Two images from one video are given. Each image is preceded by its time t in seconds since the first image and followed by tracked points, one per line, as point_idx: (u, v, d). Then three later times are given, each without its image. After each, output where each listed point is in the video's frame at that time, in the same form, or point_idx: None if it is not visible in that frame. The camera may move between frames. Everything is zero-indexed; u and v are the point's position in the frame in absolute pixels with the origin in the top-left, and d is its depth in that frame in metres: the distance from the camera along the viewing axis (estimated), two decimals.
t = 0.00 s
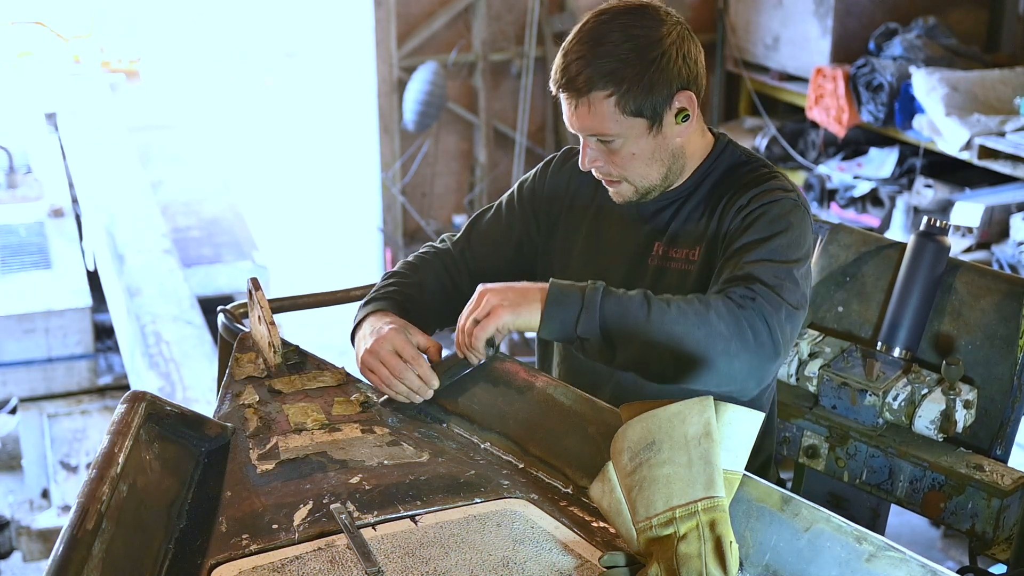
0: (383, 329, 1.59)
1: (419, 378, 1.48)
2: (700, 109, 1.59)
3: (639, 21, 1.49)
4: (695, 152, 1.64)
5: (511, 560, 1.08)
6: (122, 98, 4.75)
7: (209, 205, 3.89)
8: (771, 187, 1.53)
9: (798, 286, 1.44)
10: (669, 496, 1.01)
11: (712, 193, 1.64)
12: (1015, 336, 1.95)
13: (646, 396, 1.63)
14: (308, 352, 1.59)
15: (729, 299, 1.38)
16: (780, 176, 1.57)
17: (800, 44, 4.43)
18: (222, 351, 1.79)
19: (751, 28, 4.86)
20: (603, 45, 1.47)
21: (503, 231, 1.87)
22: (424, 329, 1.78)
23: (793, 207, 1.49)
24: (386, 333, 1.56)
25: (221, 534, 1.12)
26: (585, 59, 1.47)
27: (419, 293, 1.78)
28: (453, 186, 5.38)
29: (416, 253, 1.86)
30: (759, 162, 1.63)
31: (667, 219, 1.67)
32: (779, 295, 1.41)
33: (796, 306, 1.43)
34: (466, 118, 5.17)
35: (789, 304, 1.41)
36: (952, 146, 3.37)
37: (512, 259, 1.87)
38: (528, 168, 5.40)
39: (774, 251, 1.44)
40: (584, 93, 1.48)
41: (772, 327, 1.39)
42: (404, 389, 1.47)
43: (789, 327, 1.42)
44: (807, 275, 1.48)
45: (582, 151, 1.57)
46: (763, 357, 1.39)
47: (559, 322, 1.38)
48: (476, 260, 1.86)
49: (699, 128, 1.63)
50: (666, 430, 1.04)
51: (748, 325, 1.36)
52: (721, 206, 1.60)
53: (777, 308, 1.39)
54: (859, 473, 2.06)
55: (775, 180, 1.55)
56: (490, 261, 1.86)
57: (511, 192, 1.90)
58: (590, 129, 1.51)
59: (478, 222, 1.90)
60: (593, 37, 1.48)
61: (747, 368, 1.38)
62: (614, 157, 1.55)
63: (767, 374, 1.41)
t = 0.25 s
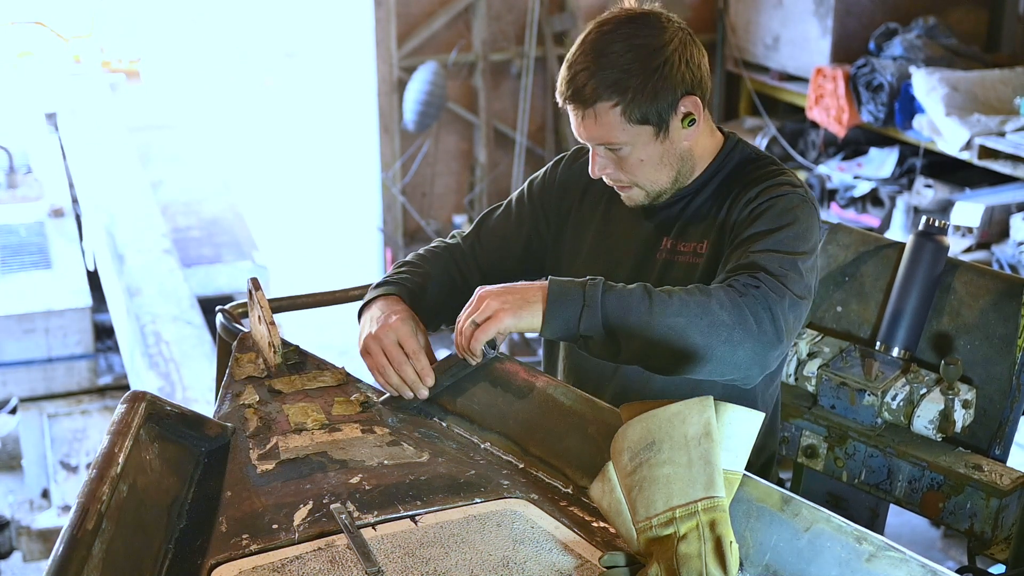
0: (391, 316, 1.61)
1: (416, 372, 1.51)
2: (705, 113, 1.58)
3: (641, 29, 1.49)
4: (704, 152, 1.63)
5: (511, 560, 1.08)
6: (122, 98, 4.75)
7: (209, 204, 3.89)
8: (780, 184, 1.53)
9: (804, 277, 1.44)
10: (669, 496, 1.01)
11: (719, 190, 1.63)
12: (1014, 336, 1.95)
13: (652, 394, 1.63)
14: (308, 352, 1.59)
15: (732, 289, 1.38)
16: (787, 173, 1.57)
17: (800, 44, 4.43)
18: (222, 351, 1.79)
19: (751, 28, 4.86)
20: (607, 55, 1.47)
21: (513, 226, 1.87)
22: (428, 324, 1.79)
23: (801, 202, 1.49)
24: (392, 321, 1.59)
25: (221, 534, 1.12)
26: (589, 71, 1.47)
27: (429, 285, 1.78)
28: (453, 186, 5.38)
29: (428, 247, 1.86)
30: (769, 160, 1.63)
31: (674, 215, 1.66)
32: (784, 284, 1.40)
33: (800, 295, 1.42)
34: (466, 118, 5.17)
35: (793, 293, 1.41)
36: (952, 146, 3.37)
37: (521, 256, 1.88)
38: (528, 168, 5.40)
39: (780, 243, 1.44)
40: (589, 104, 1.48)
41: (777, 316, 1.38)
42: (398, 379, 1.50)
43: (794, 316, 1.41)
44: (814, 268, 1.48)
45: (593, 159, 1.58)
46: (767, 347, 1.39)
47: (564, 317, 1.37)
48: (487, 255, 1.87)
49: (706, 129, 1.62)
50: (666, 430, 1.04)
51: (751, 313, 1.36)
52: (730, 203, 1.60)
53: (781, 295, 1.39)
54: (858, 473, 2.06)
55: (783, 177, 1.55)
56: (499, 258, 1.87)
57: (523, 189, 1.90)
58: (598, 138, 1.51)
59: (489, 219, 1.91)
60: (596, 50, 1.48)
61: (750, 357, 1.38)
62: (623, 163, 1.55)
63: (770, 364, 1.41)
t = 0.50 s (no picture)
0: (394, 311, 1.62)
1: (416, 365, 1.52)
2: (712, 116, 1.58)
3: (646, 36, 1.49)
4: (711, 154, 1.62)
5: (511, 560, 1.08)
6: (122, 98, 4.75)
7: (209, 204, 3.89)
8: (789, 184, 1.53)
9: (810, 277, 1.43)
10: (669, 496, 1.01)
11: (729, 190, 1.63)
12: (1014, 336, 1.95)
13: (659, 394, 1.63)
14: (308, 352, 1.59)
15: (735, 288, 1.38)
16: (796, 174, 1.57)
17: (800, 44, 4.43)
18: (221, 351, 1.79)
19: (751, 28, 4.86)
20: (612, 62, 1.48)
21: (524, 227, 1.87)
22: (433, 323, 1.78)
23: (808, 203, 1.49)
24: (395, 316, 1.60)
25: (221, 534, 1.12)
26: (595, 78, 1.48)
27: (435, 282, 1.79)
28: (453, 186, 5.38)
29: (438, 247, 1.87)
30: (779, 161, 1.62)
31: (683, 215, 1.66)
32: (789, 284, 1.40)
33: (804, 295, 1.42)
34: (466, 118, 5.17)
35: (796, 293, 1.40)
36: (952, 146, 3.37)
37: (532, 255, 1.88)
38: (528, 168, 5.40)
39: (786, 243, 1.44)
40: (596, 110, 1.48)
41: (780, 315, 1.38)
42: (398, 372, 1.51)
43: (798, 316, 1.41)
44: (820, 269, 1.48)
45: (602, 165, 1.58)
46: (769, 346, 1.38)
47: (565, 317, 1.38)
48: (497, 255, 1.87)
49: (713, 131, 1.62)
50: (666, 430, 1.04)
51: (754, 312, 1.36)
52: (739, 202, 1.60)
53: (783, 294, 1.38)
54: (858, 473, 2.06)
55: (791, 178, 1.55)
56: (509, 257, 1.87)
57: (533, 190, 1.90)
58: (606, 143, 1.51)
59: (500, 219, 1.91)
60: (602, 57, 1.48)
61: (753, 355, 1.38)
62: (631, 167, 1.55)
63: (772, 363, 1.40)
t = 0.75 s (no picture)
0: (394, 312, 1.61)
1: (414, 365, 1.51)
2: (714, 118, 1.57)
3: (648, 36, 1.50)
4: (717, 155, 1.62)
5: (511, 560, 1.08)
6: (122, 99, 4.75)
7: (209, 205, 3.89)
8: (793, 185, 1.52)
9: (812, 277, 1.43)
10: (669, 496, 1.01)
11: (734, 191, 1.62)
12: (1014, 336, 1.95)
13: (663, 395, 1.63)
14: (308, 352, 1.59)
15: (734, 288, 1.37)
16: (800, 175, 1.56)
17: (800, 44, 4.43)
18: (221, 351, 1.79)
19: (751, 28, 4.86)
20: (613, 62, 1.48)
21: (530, 227, 1.87)
22: (435, 325, 1.78)
23: (812, 203, 1.48)
24: (394, 316, 1.60)
25: (221, 534, 1.12)
26: (597, 77, 1.48)
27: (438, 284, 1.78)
28: (453, 186, 5.39)
29: (443, 247, 1.88)
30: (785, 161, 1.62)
31: (689, 215, 1.66)
32: (789, 285, 1.40)
33: (805, 296, 1.41)
34: (466, 118, 5.17)
35: (796, 293, 1.40)
36: (952, 146, 3.37)
37: (539, 254, 1.88)
38: (528, 168, 5.41)
39: (787, 243, 1.43)
40: (597, 109, 1.49)
41: (779, 316, 1.38)
42: (397, 371, 1.51)
43: (798, 316, 1.40)
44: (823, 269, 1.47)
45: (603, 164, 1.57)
46: (768, 347, 1.38)
47: (562, 318, 1.38)
48: (503, 255, 1.87)
49: (717, 131, 1.62)
50: (666, 429, 1.04)
51: (752, 313, 1.35)
52: (743, 202, 1.60)
53: (782, 295, 1.38)
54: (858, 473, 2.06)
55: (794, 178, 1.55)
56: (514, 257, 1.88)
57: (539, 189, 1.90)
58: (607, 143, 1.51)
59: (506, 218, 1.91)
60: (604, 57, 1.49)
61: (752, 356, 1.37)
62: (632, 167, 1.55)
63: (771, 364, 1.40)
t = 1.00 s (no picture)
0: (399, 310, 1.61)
1: (415, 366, 1.51)
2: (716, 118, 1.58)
3: (652, 36, 1.50)
4: (721, 156, 1.62)
5: (511, 560, 1.08)
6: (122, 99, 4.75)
7: (209, 204, 3.89)
8: (798, 187, 1.52)
9: (815, 280, 1.43)
10: (669, 496, 1.01)
11: (738, 192, 1.62)
12: (1014, 337, 1.95)
13: (666, 394, 1.64)
14: (308, 352, 1.59)
15: (737, 290, 1.37)
16: (805, 177, 1.56)
17: (800, 44, 4.43)
18: (221, 352, 1.79)
19: (751, 29, 4.86)
20: (617, 61, 1.48)
21: (535, 225, 1.87)
22: (437, 324, 1.78)
23: (816, 205, 1.48)
24: (398, 315, 1.59)
25: (221, 534, 1.12)
26: (600, 76, 1.48)
27: (442, 282, 1.78)
28: (453, 186, 5.39)
29: (448, 244, 1.88)
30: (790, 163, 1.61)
31: (693, 216, 1.66)
32: (791, 287, 1.39)
33: (807, 299, 1.41)
34: (466, 118, 5.17)
35: (799, 296, 1.39)
36: (952, 146, 3.37)
37: (543, 253, 1.88)
38: (528, 168, 5.41)
39: (791, 246, 1.43)
40: (600, 109, 1.49)
41: (782, 319, 1.37)
42: (398, 372, 1.50)
43: (800, 318, 1.40)
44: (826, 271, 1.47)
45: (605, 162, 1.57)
46: (770, 349, 1.38)
47: (562, 320, 1.39)
48: (507, 253, 1.87)
49: (722, 131, 1.61)
50: (665, 429, 1.04)
51: (754, 315, 1.35)
52: (748, 203, 1.59)
53: (785, 298, 1.38)
54: (859, 473, 2.06)
55: (798, 180, 1.54)
56: (518, 255, 1.88)
57: (544, 188, 1.90)
58: (610, 142, 1.51)
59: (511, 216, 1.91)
60: (607, 57, 1.49)
61: (754, 358, 1.37)
62: (635, 166, 1.55)
63: (773, 366, 1.40)
